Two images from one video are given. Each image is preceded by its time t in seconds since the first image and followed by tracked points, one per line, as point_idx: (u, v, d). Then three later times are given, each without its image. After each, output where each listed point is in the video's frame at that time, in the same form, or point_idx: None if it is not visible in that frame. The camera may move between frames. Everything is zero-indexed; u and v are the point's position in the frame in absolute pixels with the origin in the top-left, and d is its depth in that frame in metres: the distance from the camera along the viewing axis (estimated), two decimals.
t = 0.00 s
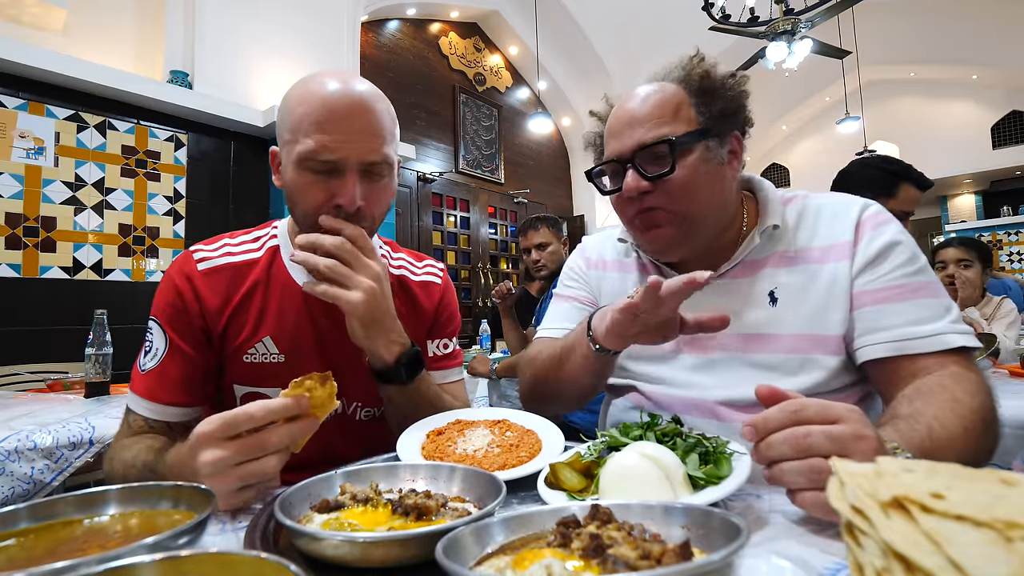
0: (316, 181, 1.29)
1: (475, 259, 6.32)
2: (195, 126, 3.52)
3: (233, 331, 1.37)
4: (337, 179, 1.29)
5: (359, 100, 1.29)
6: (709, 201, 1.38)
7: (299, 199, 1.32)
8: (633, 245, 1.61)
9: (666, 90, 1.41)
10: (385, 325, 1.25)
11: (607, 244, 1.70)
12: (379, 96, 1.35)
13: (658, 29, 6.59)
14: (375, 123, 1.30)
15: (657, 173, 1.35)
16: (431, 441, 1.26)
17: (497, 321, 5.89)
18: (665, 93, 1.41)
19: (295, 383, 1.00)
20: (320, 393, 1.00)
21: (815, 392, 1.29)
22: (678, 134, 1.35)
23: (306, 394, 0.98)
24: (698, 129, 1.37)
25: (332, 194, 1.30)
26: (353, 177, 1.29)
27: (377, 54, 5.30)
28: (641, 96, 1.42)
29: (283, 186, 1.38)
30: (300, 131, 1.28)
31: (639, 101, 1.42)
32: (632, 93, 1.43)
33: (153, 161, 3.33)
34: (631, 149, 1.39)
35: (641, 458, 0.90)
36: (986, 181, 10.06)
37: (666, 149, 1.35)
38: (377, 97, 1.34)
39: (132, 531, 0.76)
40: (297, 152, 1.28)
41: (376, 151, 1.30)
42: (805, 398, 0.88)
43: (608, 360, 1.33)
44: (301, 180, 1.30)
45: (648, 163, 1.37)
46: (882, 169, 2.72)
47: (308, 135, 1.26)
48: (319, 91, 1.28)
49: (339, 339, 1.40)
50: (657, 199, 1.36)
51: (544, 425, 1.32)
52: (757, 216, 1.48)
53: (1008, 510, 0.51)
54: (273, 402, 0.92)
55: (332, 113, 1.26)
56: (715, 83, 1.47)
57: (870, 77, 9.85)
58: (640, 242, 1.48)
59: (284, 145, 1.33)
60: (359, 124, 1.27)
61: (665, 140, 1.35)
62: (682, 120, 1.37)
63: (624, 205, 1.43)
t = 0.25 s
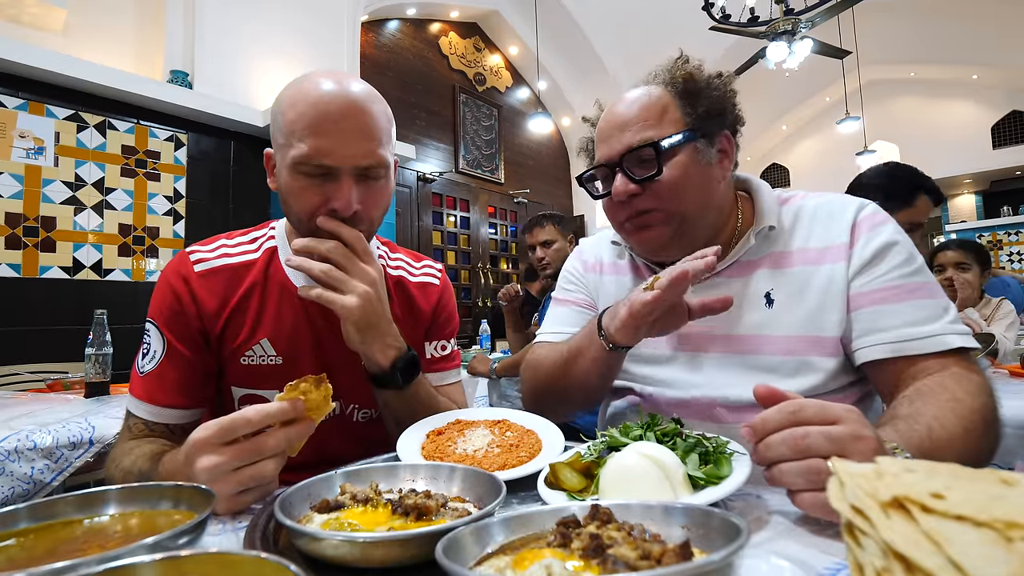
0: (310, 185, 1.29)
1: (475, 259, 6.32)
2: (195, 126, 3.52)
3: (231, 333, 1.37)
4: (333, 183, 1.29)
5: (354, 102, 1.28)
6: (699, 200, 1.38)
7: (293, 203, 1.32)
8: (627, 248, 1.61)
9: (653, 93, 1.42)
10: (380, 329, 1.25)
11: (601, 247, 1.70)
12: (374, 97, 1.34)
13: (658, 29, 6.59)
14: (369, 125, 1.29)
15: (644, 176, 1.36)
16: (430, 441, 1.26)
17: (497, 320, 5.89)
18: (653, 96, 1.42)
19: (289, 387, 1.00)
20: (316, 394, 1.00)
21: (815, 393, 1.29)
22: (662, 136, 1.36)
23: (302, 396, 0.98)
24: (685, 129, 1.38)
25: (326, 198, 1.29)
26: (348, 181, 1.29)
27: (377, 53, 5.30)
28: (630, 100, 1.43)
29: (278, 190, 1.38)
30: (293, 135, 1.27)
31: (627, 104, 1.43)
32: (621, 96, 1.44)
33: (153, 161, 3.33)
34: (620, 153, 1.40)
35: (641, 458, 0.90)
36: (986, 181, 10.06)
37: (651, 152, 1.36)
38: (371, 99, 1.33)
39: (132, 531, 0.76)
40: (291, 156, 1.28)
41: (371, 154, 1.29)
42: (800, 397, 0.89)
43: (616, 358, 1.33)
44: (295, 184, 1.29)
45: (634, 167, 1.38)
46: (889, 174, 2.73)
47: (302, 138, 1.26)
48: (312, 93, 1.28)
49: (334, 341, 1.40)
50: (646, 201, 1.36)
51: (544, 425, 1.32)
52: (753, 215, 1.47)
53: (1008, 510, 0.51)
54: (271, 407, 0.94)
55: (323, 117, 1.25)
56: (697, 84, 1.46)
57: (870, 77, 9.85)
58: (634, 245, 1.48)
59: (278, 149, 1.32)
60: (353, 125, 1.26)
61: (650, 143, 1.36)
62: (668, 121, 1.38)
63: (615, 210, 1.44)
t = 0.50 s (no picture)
0: (309, 185, 1.29)
1: (475, 259, 6.32)
2: (195, 126, 3.52)
3: (230, 334, 1.37)
4: (333, 183, 1.29)
5: (353, 102, 1.28)
6: (697, 202, 1.37)
7: (292, 203, 1.32)
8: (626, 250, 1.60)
9: (648, 95, 1.42)
10: (380, 328, 1.25)
11: (599, 248, 1.70)
12: (373, 96, 1.34)
13: (658, 29, 6.59)
14: (368, 125, 1.29)
15: (642, 179, 1.36)
16: (430, 441, 1.26)
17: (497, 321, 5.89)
18: (648, 98, 1.42)
19: (288, 387, 1.00)
20: (316, 395, 1.00)
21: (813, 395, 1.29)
22: (660, 138, 1.36)
23: (302, 398, 0.98)
24: (682, 132, 1.38)
25: (326, 198, 1.29)
26: (347, 181, 1.29)
27: (377, 53, 5.30)
28: (626, 101, 1.43)
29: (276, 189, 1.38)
30: (293, 134, 1.27)
31: (623, 106, 1.42)
32: (617, 99, 1.43)
33: (153, 161, 3.33)
34: (617, 156, 1.39)
35: (641, 458, 0.90)
36: (986, 181, 10.06)
37: (648, 155, 1.36)
38: (370, 98, 1.33)
39: (132, 531, 0.76)
40: (291, 156, 1.28)
41: (370, 153, 1.29)
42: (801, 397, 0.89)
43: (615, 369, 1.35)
44: (294, 183, 1.29)
45: (632, 169, 1.38)
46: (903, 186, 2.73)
47: (302, 138, 1.26)
48: (311, 93, 1.28)
49: (332, 341, 1.39)
50: (644, 205, 1.36)
51: (544, 425, 1.32)
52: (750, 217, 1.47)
53: (1008, 510, 0.51)
54: (271, 408, 0.93)
55: (321, 117, 1.25)
56: (693, 85, 1.44)
57: (870, 77, 9.85)
58: (631, 248, 1.48)
59: (277, 148, 1.32)
60: (352, 125, 1.27)
61: (648, 146, 1.36)
62: (664, 123, 1.38)
63: (614, 212, 1.43)
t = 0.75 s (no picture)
0: (311, 185, 1.29)
1: (475, 259, 6.31)
2: (195, 126, 3.52)
3: (230, 334, 1.37)
4: (334, 183, 1.29)
5: (354, 102, 1.28)
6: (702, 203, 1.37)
7: (293, 203, 1.32)
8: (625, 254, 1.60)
9: (647, 96, 1.39)
10: (380, 328, 1.25)
11: (597, 248, 1.70)
12: (373, 96, 1.34)
13: (658, 28, 6.59)
14: (369, 125, 1.29)
15: (649, 182, 1.34)
16: (430, 441, 1.26)
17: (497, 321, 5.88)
18: (646, 100, 1.41)
19: (289, 387, 1.01)
20: (316, 395, 1.01)
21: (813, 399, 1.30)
22: (667, 141, 1.35)
23: (302, 398, 0.98)
24: (683, 133, 1.37)
25: (327, 198, 1.29)
26: (348, 181, 1.29)
27: (377, 53, 5.30)
28: (624, 104, 1.41)
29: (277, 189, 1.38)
30: (294, 134, 1.27)
31: (621, 109, 1.41)
32: (614, 103, 1.42)
33: (153, 161, 3.33)
34: (620, 160, 1.37)
35: (641, 458, 0.91)
36: (986, 181, 10.06)
37: (655, 158, 1.35)
38: (371, 98, 1.33)
39: (133, 531, 0.76)
40: (292, 156, 1.28)
41: (372, 153, 1.29)
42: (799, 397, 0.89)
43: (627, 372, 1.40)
44: (296, 183, 1.30)
45: (637, 173, 1.36)
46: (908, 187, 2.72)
47: (303, 138, 1.26)
48: (311, 94, 1.28)
49: (332, 340, 1.39)
50: (653, 208, 1.35)
51: (544, 425, 1.32)
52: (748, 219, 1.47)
53: (1007, 510, 0.51)
54: (272, 407, 0.94)
55: (322, 117, 1.25)
56: (691, 88, 1.44)
57: (870, 77, 9.85)
58: (636, 250, 1.47)
59: (278, 149, 1.32)
60: (352, 126, 1.27)
61: (655, 149, 1.35)
62: (665, 125, 1.37)
63: (618, 216, 1.43)
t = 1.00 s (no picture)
0: (312, 185, 1.29)
1: (475, 259, 6.31)
2: (195, 126, 3.52)
3: (230, 334, 1.37)
4: (336, 183, 1.29)
5: (355, 103, 1.28)
6: (703, 212, 1.37)
7: (295, 203, 1.32)
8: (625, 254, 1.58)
9: (649, 97, 1.36)
10: (383, 328, 1.25)
11: (595, 250, 1.71)
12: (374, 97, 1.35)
13: (658, 28, 6.59)
14: (370, 126, 1.29)
15: (649, 187, 1.32)
16: (430, 441, 1.26)
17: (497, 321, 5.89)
18: (649, 100, 1.37)
19: (289, 387, 1.01)
20: (316, 394, 1.02)
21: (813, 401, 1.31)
22: (667, 146, 1.32)
23: (302, 398, 0.98)
24: (687, 138, 1.34)
25: (329, 198, 1.29)
26: (349, 181, 1.29)
27: (377, 53, 5.30)
28: (627, 104, 1.38)
29: (278, 190, 1.39)
30: (295, 135, 1.28)
31: (624, 109, 1.37)
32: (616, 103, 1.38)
33: (153, 161, 3.33)
34: (623, 164, 1.35)
35: (641, 458, 0.91)
36: (986, 181, 10.06)
37: (658, 164, 1.32)
38: (371, 99, 1.33)
39: (133, 531, 0.76)
40: (293, 156, 1.27)
41: (373, 153, 1.29)
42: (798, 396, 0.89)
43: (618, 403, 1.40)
44: (297, 184, 1.30)
45: (639, 177, 1.33)
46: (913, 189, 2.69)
47: (304, 139, 1.26)
48: (312, 95, 1.28)
49: (332, 340, 1.39)
50: (655, 214, 1.34)
51: (544, 425, 1.33)
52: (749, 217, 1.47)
53: (1007, 509, 0.51)
54: (272, 407, 0.94)
55: (323, 118, 1.25)
56: (698, 91, 1.40)
57: (870, 77, 9.85)
58: (636, 254, 1.46)
59: (279, 149, 1.33)
60: (353, 127, 1.26)
61: (656, 155, 1.31)
62: (668, 130, 1.33)
63: (619, 219, 1.42)
